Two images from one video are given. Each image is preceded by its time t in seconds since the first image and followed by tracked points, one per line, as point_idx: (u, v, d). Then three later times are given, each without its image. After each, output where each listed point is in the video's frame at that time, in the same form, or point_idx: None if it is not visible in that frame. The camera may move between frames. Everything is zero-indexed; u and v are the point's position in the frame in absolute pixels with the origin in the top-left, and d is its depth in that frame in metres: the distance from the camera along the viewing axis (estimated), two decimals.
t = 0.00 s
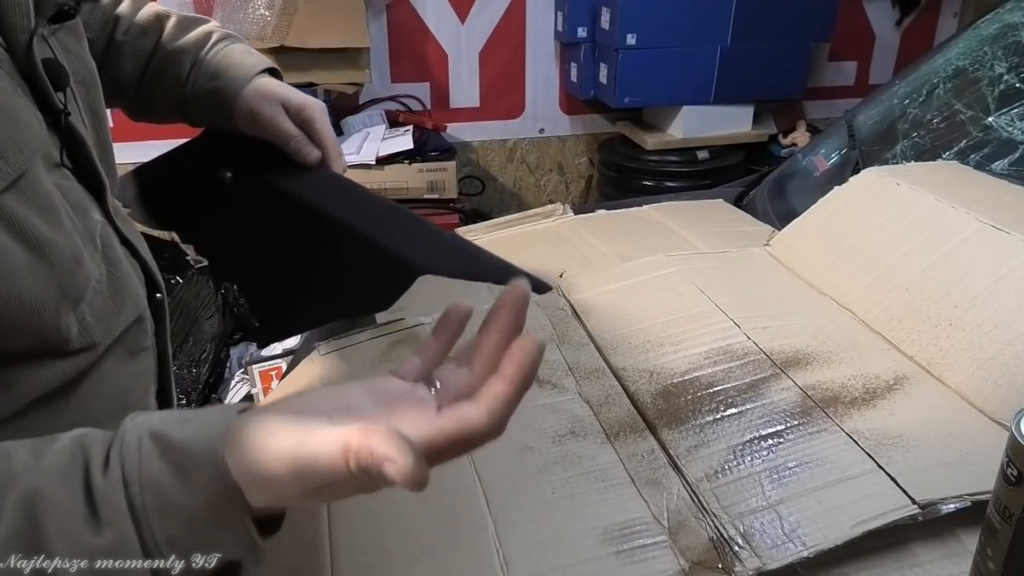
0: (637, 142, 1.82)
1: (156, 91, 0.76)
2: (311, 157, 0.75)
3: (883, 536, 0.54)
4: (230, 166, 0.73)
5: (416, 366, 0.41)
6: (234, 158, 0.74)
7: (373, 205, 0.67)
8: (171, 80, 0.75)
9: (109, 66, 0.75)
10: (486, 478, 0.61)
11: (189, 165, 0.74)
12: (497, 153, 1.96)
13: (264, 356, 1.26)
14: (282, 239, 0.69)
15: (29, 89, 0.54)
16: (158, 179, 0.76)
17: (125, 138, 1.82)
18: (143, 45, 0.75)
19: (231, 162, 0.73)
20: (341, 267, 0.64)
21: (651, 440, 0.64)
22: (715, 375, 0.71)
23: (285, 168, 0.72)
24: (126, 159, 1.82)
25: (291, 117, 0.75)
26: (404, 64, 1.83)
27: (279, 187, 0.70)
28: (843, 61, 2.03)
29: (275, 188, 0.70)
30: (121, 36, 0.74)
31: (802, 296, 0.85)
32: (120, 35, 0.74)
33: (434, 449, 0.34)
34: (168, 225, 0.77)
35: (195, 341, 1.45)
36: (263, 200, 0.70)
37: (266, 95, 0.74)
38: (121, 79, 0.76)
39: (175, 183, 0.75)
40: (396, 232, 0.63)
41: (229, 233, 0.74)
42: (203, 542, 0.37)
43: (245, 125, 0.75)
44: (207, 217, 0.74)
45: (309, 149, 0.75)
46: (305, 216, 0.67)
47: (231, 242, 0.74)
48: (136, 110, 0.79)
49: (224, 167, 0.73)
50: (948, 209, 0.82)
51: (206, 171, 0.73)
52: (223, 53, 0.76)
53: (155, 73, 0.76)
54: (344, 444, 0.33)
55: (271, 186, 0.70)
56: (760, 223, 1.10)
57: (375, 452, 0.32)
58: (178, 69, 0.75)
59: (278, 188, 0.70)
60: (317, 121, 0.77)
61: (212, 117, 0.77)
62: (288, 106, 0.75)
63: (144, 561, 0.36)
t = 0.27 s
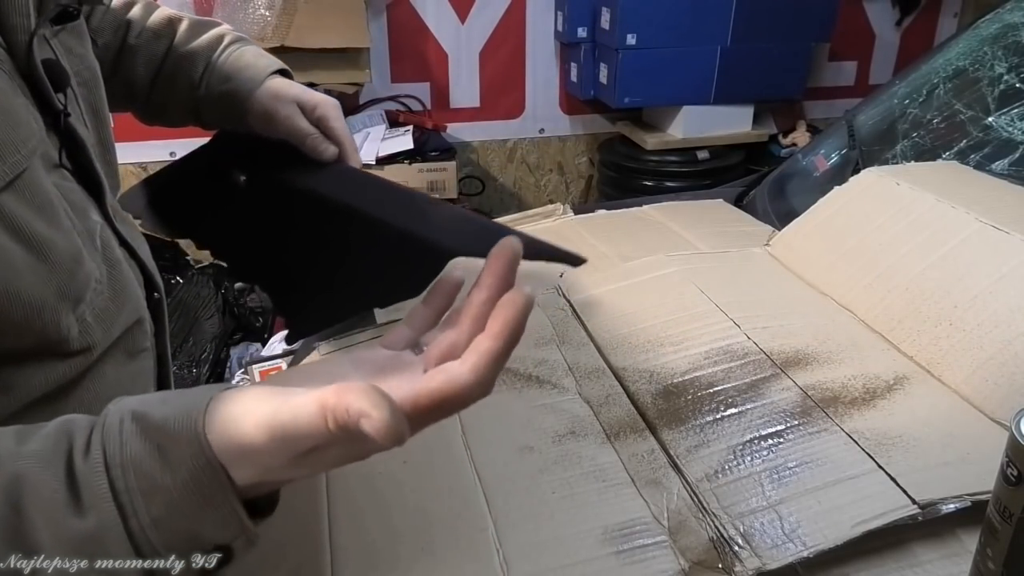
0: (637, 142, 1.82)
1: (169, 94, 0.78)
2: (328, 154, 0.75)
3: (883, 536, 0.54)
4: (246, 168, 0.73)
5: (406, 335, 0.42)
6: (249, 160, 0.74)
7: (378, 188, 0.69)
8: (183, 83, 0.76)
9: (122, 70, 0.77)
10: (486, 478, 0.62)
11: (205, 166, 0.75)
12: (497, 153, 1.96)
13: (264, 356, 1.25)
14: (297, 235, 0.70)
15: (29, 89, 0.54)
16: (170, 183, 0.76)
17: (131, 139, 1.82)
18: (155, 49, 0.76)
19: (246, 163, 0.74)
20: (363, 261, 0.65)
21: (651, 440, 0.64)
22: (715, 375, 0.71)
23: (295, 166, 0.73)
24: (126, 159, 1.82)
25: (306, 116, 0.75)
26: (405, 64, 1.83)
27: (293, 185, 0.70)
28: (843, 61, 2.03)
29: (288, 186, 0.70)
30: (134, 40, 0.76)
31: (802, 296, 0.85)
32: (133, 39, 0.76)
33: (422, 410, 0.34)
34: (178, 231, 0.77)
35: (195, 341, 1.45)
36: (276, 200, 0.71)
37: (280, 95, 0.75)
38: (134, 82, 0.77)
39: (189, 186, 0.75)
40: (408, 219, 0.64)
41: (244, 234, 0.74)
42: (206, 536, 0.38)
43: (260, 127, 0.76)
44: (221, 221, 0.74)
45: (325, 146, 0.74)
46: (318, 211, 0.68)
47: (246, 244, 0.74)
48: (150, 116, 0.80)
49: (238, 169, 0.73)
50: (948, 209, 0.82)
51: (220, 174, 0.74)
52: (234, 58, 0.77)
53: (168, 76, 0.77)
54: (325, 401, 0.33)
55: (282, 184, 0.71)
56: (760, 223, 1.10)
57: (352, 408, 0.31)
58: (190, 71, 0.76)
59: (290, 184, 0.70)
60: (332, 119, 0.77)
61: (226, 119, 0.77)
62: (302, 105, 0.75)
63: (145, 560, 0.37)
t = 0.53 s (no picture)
0: (637, 142, 1.82)
1: (174, 88, 0.81)
2: (330, 138, 0.77)
3: (883, 536, 0.54)
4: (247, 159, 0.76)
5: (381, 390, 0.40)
6: (251, 151, 0.76)
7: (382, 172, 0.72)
8: (189, 75, 0.79)
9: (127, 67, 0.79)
10: (485, 478, 0.62)
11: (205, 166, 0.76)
12: (497, 153, 1.96)
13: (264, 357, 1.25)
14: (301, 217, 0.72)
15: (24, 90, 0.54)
16: (169, 182, 0.77)
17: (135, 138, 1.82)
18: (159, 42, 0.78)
19: (249, 154, 0.76)
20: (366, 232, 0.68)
21: (651, 440, 0.64)
22: (715, 375, 0.71)
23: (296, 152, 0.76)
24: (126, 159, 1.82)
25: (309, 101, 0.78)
26: (405, 64, 1.83)
27: (296, 167, 0.73)
28: (843, 61, 2.03)
29: (291, 170, 0.73)
30: (138, 34, 0.77)
31: (802, 296, 0.85)
32: (136, 33, 0.77)
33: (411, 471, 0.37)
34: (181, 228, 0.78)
35: (194, 341, 1.45)
36: (278, 185, 0.73)
37: (283, 81, 0.78)
38: (139, 76, 0.79)
39: (190, 184, 0.76)
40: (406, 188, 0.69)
41: (248, 226, 0.76)
42: (204, 533, 0.38)
43: (265, 112, 0.79)
44: (223, 214, 0.76)
45: (327, 130, 0.77)
46: (320, 190, 0.71)
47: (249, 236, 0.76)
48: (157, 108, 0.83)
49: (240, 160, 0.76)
50: (947, 209, 0.82)
51: (221, 168, 0.76)
52: (238, 46, 0.80)
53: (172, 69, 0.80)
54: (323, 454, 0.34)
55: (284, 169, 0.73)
56: (760, 223, 1.10)
57: (348, 470, 0.32)
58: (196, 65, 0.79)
59: (293, 168, 0.73)
60: (334, 103, 0.79)
61: (231, 109, 0.81)
62: (304, 89, 0.78)
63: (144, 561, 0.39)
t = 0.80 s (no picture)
0: (637, 142, 1.82)
1: (170, 91, 0.81)
2: (327, 140, 0.77)
3: (883, 536, 0.54)
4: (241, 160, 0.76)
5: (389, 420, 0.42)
6: (246, 152, 0.77)
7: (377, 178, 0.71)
8: (184, 78, 0.80)
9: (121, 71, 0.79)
10: (486, 478, 0.61)
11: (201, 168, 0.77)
12: (497, 153, 1.96)
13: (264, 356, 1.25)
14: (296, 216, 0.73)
15: (22, 96, 0.54)
16: (171, 181, 0.79)
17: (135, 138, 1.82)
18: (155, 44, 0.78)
19: (243, 155, 0.77)
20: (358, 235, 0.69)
21: (652, 440, 0.64)
22: (715, 376, 0.71)
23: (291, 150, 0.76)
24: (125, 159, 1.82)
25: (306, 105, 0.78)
26: (404, 64, 1.83)
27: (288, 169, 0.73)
28: (843, 61, 2.03)
29: (284, 171, 0.73)
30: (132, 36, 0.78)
31: (802, 295, 0.85)
32: (130, 36, 0.77)
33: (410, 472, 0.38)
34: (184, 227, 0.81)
35: (195, 341, 1.45)
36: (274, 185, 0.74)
37: (280, 83, 0.78)
38: (134, 79, 0.79)
39: (190, 184, 0.79)
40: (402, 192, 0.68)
41: (246, 225, 0.77)
42: (223, 526, 0.39)
43: (262, 114, 0.79)
44: (224, 212, 0.78)
45: (324, 132, 0.77)
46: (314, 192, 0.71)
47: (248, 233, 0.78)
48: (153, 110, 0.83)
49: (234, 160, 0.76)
50: (947, 209, 0.82)
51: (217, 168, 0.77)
52: (233, 49, 0.80)
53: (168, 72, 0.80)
54: (352, 434, 0.37)
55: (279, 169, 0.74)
56: (760, 223, 1.10)
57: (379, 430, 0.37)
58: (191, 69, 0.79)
59: (286, 168, 0.73)
60: (331, 106, 0.79)
61: (228, 110, 0.81)
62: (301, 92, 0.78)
63: (143, 561, 0.38)
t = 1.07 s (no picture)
0: (637, 142, 1.82)
1: (147, 86, 0.81)
2: (308, 138, 0.81)
3: (883, 536, 0.54)
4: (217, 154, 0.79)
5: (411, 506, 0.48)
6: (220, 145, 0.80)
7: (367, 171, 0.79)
8: (160, 74, 0.80)
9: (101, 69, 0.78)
10: (487, 479, 0.61)
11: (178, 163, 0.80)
12: (497, 153, 1.96)
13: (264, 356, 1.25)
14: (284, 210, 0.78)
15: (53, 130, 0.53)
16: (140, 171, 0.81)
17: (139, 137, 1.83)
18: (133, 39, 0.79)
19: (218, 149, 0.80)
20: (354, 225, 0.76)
21: (651, 440, 0.64)
22: (715, 376, 0.71)
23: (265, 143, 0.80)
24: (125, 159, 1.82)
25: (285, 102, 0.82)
26: (405, 64, 1.83)
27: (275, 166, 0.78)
28: (843, 61, 2.03)
29: (267, 166, 0.77)
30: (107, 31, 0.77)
31: (803, 295, 0.85)
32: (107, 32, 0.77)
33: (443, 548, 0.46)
34: (157, 221, 0.83)
35: (195, 341, 1.45)
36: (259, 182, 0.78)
37: (260, 83, 0.81)
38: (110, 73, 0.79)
39: (161, 175, 0.81)
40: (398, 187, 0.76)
41: (226, 215, 0.81)
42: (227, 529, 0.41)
43: (242, 112, 0.82)
44: (202, 202, 0.81)
45: (303, 128, 0.81)
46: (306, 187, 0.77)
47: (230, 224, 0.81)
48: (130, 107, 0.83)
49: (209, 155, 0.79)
50: (947, 209, 0.82)
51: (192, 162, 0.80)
52: (211, 49, 0.83)
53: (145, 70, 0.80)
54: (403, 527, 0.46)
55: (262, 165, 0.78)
56: (760, 223, 1.10)
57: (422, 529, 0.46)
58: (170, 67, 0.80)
59: (269, 164, 0.77)
60: (309, 104, 0.84)
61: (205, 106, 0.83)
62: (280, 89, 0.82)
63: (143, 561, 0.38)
